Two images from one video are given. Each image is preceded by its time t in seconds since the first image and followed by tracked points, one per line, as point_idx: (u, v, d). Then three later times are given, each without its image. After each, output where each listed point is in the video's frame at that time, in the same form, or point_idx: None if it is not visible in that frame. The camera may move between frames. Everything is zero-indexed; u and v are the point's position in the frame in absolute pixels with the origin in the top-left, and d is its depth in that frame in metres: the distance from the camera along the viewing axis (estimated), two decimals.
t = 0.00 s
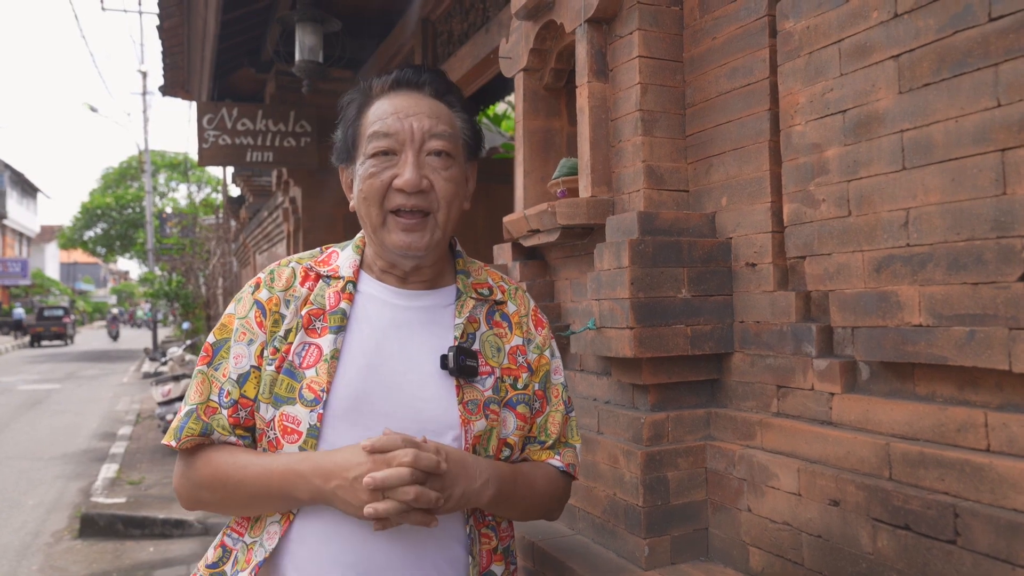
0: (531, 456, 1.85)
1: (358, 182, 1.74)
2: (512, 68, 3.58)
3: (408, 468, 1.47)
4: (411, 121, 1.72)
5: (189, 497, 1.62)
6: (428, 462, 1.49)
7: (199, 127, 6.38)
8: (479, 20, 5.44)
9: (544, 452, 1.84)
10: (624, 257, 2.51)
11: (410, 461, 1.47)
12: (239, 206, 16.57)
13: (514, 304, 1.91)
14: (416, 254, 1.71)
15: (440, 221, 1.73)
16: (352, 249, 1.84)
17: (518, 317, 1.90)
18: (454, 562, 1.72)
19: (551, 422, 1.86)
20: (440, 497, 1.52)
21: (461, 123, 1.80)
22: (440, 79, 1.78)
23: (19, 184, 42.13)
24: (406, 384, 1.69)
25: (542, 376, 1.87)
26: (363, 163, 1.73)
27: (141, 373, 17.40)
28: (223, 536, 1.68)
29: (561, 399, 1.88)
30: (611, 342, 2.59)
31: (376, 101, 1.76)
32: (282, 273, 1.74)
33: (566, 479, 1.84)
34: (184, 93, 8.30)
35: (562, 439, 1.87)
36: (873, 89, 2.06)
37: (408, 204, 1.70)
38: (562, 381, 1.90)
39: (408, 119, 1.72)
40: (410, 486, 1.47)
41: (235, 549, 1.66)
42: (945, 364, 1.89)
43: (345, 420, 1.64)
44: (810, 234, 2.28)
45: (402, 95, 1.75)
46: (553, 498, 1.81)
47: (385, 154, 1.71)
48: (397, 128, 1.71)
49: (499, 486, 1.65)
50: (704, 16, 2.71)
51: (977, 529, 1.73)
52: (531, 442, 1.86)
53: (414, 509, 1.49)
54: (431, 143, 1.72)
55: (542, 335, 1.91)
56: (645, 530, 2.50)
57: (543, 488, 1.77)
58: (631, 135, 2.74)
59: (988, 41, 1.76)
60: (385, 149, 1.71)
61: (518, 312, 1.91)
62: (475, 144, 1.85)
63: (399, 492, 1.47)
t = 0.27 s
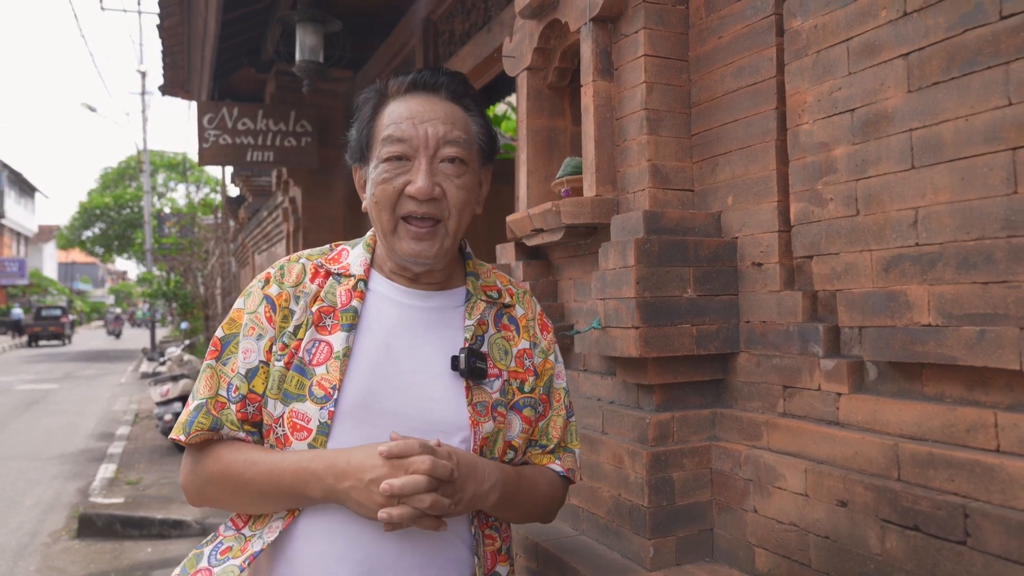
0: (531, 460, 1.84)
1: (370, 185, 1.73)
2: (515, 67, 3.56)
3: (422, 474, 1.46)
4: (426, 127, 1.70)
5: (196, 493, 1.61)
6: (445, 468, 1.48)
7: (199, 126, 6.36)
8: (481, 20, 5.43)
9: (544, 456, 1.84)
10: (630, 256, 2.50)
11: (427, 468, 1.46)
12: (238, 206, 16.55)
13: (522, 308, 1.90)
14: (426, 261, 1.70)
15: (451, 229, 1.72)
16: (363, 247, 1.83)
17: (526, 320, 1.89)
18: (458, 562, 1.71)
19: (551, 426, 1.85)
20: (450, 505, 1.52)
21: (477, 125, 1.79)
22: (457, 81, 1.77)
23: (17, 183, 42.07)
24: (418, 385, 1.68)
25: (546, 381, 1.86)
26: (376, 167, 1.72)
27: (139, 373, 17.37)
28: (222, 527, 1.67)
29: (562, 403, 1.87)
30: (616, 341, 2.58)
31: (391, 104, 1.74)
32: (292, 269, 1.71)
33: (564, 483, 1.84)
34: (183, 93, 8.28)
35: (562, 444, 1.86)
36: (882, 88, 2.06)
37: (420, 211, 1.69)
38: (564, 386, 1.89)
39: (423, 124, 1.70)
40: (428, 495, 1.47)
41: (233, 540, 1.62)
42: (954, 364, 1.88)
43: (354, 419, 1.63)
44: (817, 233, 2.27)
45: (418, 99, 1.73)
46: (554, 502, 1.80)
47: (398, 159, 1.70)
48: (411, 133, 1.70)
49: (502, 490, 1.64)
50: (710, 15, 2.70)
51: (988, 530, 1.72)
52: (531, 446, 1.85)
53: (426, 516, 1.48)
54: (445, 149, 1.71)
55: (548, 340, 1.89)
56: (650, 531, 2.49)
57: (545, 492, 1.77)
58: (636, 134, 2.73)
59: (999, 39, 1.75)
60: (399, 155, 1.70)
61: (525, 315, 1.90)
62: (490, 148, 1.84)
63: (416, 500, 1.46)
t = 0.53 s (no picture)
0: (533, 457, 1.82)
1: (370, 185, 1.71)
2: (517, 64, 3.55)
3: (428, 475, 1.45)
4: (426, 128, 1.68)
5: (196, 493, 1.59)
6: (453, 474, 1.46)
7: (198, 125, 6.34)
8: (481, 18, 5.41)
9: (546, 454, 1.81)
10: (634, 254, 2.49)
11: (434, 472, 1.45)
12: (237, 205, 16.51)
13: (523, 305, 1.89)
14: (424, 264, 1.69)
15: (450, 231, 1.70)
16: (364, 244, 1.80)
17: (527, 318, 1.87)
18: (460, 559, 1.70)
19: (553, 424, 1.84)
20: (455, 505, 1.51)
21: (478, 124, 1.76)
22: (461, 79, 1.75)
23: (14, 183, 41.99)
24: (420, 384, 1.67)
25: (548, 378, 1.84)
26: (376, 167, 1.70)
27: (136, 373, 17.33)
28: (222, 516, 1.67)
29: (564, 400, 1.85)
30: (620, 339, 2.56)
31: (393, 102, 1.72)
32: (294, 267, 1.69)
33: (566, 481, 1.82)
34: (182, 92, 8.25)
35: (564, 441, 1.84)
36: (889, 83, 2.04)
37: (419, 213, 1.67)
38: (566, 383, 1.87)
39: (423, 126, 1.68)
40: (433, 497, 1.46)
41: (228, 527, 1.61)
42: (962, 361, 1.87)
43: (355, 416, 1.61)
44: (823, 230, 2.26)
45: (419, 98, 1.70)
46: (557, 499, 1.79)
47: (398, 160, 1.68)
48: (411, 134, 1.67)
49: (505, 488, 1.63)
50: (714, 11, 2.69)
51: (997, 528, 1.70)
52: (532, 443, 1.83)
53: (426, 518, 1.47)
54: (445, 151, 1.69)
55: (549, 337, 1.87)
56: (654, 530, 2.47)
57: (547, 487, 1.75)
58: (640, 131, 2.72)
59: (1008, 34, 1.74)
60: (398, 156, 1.68)
61: (527, 313, 1.88)
62: (491, 147, 1.82)
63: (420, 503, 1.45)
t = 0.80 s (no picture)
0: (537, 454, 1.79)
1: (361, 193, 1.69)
2: (518, 61, 3.53)
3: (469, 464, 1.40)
4: (416, 145, 1.63)
5: (199, 494, 1.57)
6: (389, 471, 1.33)
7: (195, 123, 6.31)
8: (480, 16, 5.39)
9: (550, 450, 1.79)
10: (637, 252, 2.47)
11: (372, 462, 1.33)
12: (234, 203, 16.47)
13: (523, 301, 1.85)
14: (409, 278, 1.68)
15: (435, 248, 1.67)
16: (361, 243, 1.77)
17: (527, 314, 1.83)
18: (465, 556, 1.65)
19: (556, 420, 1.81)
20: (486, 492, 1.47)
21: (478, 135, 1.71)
22: (462, 89, 1.68)
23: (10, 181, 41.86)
24: (418, 384, 1.64)
25: (550, 374, 1.81)
26: (367, 177, 1.67)
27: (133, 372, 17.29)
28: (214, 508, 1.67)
29: (566, 396, 1.82)
30: (623, 337, 2.55)
31: (392, 106, 1.67)
32: (291, 266, 1.66)
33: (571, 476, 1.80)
34: (179, 89, 8.22)
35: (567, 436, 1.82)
36: (895, 80, 2.03)
37: (403, 230, 1.64)
38: (567, 378, 1.84)
39: (413, 142, 1.63)
40: (371, 483, 1.35)
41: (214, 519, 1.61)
42: (969, 359, 1.86)
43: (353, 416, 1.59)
44: (828, 227, 2.25)
45: (414, 112, 1.65)
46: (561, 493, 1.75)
47: (387, 174, 1.64)
48: (400, 150, 1.63)
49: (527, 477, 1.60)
50: (717, 8, 2.68)
51: (1006, 526, 1.69)
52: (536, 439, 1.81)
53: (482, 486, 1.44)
54: (434, 169, 1.64)
55: (549, 334, 1.84)
56: (658, 529, 2.46)
57: (555, 481, 1.72)
58: (642, 128, 2.70)
59: (1016, 29, 1.73)
60: (387, 170, 1.64)
61: (527, 309, 1.84)
62: (491, 157, 1.77)
63: (353, 482, 1.35)
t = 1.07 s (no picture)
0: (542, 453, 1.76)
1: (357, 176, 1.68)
2: (518, 58, 3.51)
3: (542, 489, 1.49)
4: (410, 118, 1.63)
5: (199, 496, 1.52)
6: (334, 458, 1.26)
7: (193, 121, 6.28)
8: (479, 13, 5.38)
9: (556, 450, 1.76)
10: (638, 249, 2.46)
11: (324, 449, 1.27)
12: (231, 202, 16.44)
13: (526, 300, 1.81)
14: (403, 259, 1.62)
15: (429, 226, 1.63)
16: (360, 240, 1.73)
17: (530, 313, 1.80)
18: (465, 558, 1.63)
19: (560, 419, 1.79)
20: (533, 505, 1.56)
21: (476, 116, 1.73)
22: (458, 72, 1.70)
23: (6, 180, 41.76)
24: (415, 384, 1.59)
25: (554, 374, 1.78)
26: (362, 158, 1.67)
27: (130, 371, 17.26)
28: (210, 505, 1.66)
29: (571, 395, 1.80)
30: (625, 334, 2.54)
31: (387, 93, 1.70)
32: (289, 265, 1.62)
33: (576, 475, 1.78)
34: (177, 87, 8.19)
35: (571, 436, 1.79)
36: (899, 75, 2.02)
37: (397, 206, 1.61)
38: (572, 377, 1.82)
39: (407, 117, 1.63)
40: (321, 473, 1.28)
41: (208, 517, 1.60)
42: (973, 356, 1.85)
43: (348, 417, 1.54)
44: (831, 224, 2.24)
45: (409, 90, 1.67)
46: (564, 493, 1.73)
47: (381, 150, 1.64)
48: (394, 125, 1.63)
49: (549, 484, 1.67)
50: (719, 4, 2.66)
51: (1011, 524, 1.69)
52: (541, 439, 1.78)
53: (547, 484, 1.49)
54: (428, 143, 1.63)
55: (554, 332, 1.81)
56: (660, 527, 2.46)
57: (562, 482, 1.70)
58: (643, 125, 2.69)
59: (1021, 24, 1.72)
60: (382, 146, 1.64)
61: (529, 308, 1.80)
62: (490, 143, 1.78)
63: (307, 476, 1.29)
